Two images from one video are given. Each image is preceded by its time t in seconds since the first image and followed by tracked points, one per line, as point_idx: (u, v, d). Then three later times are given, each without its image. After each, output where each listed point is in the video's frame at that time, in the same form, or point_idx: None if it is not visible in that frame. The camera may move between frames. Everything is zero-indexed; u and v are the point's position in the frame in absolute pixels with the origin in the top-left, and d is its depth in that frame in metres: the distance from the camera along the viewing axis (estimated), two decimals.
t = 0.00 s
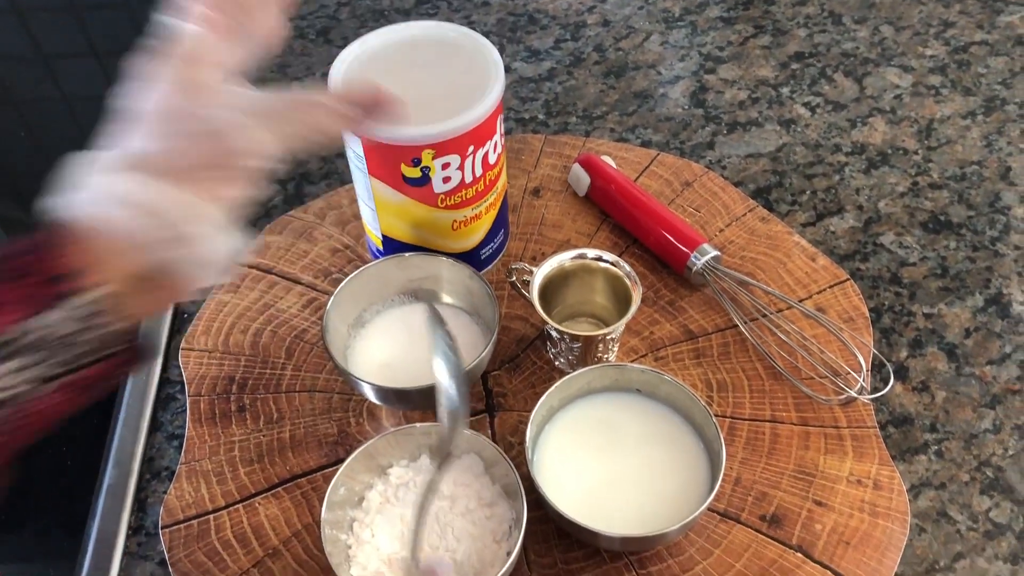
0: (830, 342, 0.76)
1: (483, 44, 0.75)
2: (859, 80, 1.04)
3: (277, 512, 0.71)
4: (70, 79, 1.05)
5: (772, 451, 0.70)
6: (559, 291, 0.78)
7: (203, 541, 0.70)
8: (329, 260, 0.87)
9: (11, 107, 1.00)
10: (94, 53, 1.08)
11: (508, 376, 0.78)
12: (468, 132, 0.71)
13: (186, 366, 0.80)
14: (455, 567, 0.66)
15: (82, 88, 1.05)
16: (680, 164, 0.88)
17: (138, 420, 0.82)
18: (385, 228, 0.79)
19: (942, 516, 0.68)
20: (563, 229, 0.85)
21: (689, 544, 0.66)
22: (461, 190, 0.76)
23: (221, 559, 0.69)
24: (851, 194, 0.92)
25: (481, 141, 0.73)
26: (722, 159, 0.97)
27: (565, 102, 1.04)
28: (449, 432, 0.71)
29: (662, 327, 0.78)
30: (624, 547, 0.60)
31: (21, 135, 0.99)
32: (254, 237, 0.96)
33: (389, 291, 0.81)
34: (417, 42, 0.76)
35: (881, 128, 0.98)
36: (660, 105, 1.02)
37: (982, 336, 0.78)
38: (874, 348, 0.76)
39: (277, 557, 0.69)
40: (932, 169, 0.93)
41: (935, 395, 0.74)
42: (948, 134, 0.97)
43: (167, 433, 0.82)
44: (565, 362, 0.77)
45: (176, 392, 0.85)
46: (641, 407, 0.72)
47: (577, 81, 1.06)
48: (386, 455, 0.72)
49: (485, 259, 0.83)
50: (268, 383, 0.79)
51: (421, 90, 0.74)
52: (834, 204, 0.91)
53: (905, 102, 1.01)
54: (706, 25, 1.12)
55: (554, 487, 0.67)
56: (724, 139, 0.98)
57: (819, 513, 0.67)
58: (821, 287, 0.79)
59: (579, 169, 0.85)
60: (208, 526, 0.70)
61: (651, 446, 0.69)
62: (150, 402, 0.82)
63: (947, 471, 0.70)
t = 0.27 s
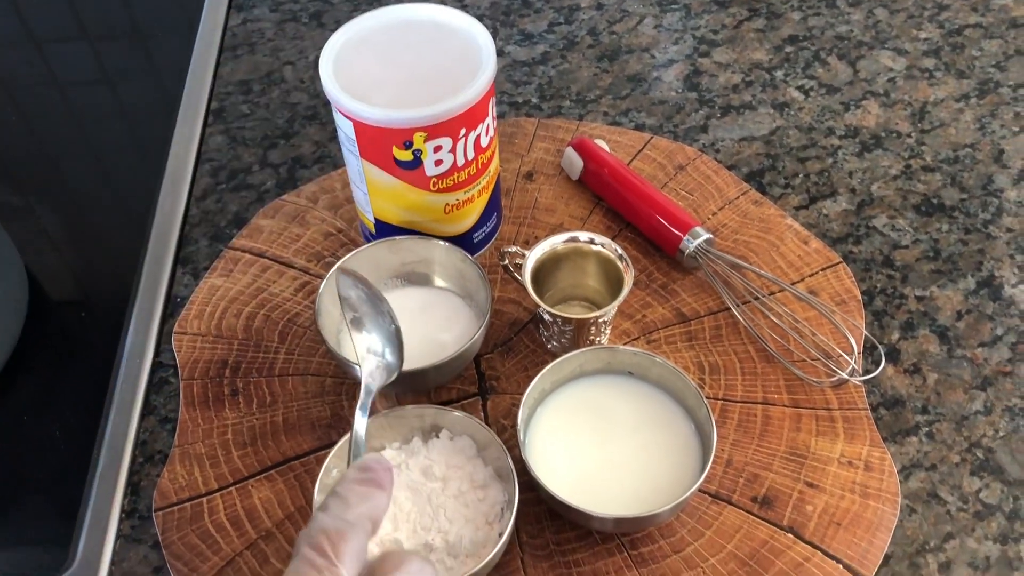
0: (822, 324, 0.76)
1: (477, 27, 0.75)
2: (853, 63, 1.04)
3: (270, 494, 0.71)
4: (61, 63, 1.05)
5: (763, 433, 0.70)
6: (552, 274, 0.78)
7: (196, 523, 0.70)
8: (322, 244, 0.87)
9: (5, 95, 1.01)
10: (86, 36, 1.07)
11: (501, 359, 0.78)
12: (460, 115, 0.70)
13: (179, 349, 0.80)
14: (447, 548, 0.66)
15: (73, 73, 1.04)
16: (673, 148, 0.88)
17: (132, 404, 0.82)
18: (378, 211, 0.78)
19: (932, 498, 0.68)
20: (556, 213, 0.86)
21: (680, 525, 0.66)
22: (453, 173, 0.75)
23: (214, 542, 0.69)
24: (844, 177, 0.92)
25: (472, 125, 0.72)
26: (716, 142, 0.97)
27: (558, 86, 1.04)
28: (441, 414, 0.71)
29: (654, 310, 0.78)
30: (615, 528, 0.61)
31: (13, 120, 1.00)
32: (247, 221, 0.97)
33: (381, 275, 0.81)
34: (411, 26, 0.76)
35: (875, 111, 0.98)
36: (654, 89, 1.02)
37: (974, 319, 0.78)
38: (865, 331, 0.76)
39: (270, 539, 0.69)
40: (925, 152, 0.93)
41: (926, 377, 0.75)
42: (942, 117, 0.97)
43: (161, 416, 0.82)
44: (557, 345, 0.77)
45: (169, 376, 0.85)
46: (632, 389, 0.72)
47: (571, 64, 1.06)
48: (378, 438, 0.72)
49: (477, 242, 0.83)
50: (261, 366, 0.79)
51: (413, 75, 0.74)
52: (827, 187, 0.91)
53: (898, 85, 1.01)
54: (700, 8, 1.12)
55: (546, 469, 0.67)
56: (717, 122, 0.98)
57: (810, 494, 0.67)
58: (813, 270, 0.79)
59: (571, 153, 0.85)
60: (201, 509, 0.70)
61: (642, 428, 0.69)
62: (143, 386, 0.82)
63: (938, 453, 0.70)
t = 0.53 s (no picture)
0: (820, 306, 0.76)
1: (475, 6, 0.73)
2: (852, 44, 1.03)
3: (266, 476, 0.71)
4: (57, 46, 1.04)
5: (761, 415, 0.70)
6: (549, 256, 0.78)
7: (192, 505, 0.69)
8: (318, 226, 0.87)
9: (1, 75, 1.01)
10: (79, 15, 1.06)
11: (498, 341, 0.78)
12: (456, 94, 0.69)
13: (174, 331, 0.80)
14: (444, 528, 0.65)
15: (68, 56, 1.03)
16: (672, 129, 0.88)
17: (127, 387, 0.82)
18: (374, 192, 0.78)
19: (929, 479, 0.68)
20: (553, 194, 0.86)
21: (677, 507, 0.66)
22: (450, 153, 0.74)
23: (210, 523, 0.68)
24: (843, 159, 0.91)
25: (469, 105, 0.71)
26: (714, 124, 0.96)
27: (556, 66, 1.03)
28: (439, 396, 0.70)
29: (652, 292, 0.78)
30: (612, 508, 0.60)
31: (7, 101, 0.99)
32: (242, 202, 0.96)
33: (377, 256, 0.80)
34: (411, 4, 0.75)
35: (874, 92, 0.98)
36: (652, 69, 1.01)
37: (972, 300, 0.78)
38: (863, 313, 0.76)
39: (266, 521, 0.68)
40: (924, 133, 0.93)
41: (925, 359, 0.74)
42: (941, 98, 0.96)
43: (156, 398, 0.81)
44: (554, 327, 0.77)
45: (165, 358, 0.85)
46: (629, 371, 0.71)
47: (569, 45, 1.05)
48: (375, 420, 0.71)
49: (474, 224, 0.82)
50: (257, 348, 0.79)
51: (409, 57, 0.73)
52: (825, 168, 0.90)
53: (898, 66, 1.00)
54: None
55: (542, 450, 0.67)
56: (716, 103, 0.98)
57: (807, 476, 0.67)
58: (811, 252, 0.79)
59: (570, 133, 0.85)
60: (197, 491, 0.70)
61: (640, 409, 0.69)
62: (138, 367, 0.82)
63: (935, 434, 0.70)
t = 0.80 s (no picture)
0: (817, 289, 0.75)
1: None
2: (851, 26, 1.02)
3: (261, 459, 0.71)
4: (52, 31, 1.06)
5: (758, 397, 0.70)
6: (546, 239, 0.77)
7: (186, 488, 0.69)
8: (313, 208, 0.87)
9: None
10: None
11: (494, 325, 0.77)
12: (452, 75, 0.69)
13: (169, 314, 0.79)
14: (439, 511, 0.64)
15: (66, 41, 1.05)
16: (670, 111, 0.88)
17: (122, 368, 0.81)
18: (369, 174, 0.77)
19: (926, 462, 0.68)
20: (550, 176, 0.86)
21: (673, 490, 0.66)
22: (446, 135, 0.73)
23: (205, 506, 0.68)
24: (841, 142, 0.90)
25: (463, 87, 0.70)
26: (713, 106, 0.95)
27: (553, 48, 1.02)
28: (434, 378, 0.69)
29: (649, 275, 0.78)
30: (608, 491, 0.60)
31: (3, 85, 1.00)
32: (237, 184, 0.95)
33: (372, 239, 0.80)
34: None
35: (873, 74, 0.97)
36: (650, 51, 1.01)
37: (971, 284, 0.78)
38: (861, 296, 0.76)
39: (261, 504, 0.68)
40: (924, 116, 0.92)
41: (922, 342, 0.74)
42: (941, 80, 0.96)
43: (150, 381, 0.81)
44: (551, 311, 0.76)
45: (159, 340, 0.84)
46: (625, 355, 0.71)
47: (566, 26, 1.04)
48: (369, 403, 0.71)
49: (470, 207, 0.82)
50: (252, 331, 0.78)
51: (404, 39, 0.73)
52: (824, 151, 0.90)
53: (898, 49, 0.99)
54: None
55: (538, 433, 0.66)
56: (714, 85, 0.97)
57: (804, 459, 0.67)
58: (809, 235, 0.78)
59: (567, 115, 0.85)
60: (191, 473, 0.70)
61: (635, 392, 0.69)
62: (133, 348, 0.82)
63: (933, 417, 0.70)
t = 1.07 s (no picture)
0: (813, 275, 0.76)
1: None
2: (849, 11, 1.02)
3: (258, 443, 0.71)
4: (51, 18, 1.06)
5: (752, 382, 0.70)
6: (542, 224, 0.78)
7: (184, 472, 0.69)
8: (310, 194, 0.87)
9: None
10: None
11: (490, 310, 0.78)
12: (448, 59, 0.68)
13: (166, 299, 0.80)
14: (435, 495, 0.64)
15: (64, 28, 1.05)
16: (666, 97, 0.88)
17: (120, 352, 0.81)
18: (366, 159, 0.77)
19: (919, 447, 0.68)
20: (547, 162, 0.86)
21: (667, 474, 0.66)
22: (442, 120, 0.73)
23: (202, 490, 0.68)
24: (838, 127, 0.90)
25: (459, 72, 0.70)
26: (710, 92, 0.95)
27: (551, 33, 1.02)
28: (431, 363, 0.69)
29: (645, 261, 0.78)
30: (602, 475, 0.60)
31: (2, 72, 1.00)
32: (234, 169, 0.95)
33: (368, 225, 0.80)
34: None
35: (870, 60, 0.97)
36: (648, 37, 1.00)
37: (966, 270, 0.78)
38: (856, 282, 0.76)
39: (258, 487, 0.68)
40: (921, 102, 0.92)
41: (917, 327, 0.74)
42: (938, 66, 0.95)
43: (148, 365, 0.81)
44: (547, 296, 0.76)
45: (157, 325, 0.84)
46: (621, 340, 0.71)
47: (564, 12, 1.04)
48: (366, 386, 0.70)
49: (467, 192, 0.82)
50: (249, 316, 0.79)
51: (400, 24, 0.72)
52: (820, 136, 0.90)
53: (895, 34, 0.99)
54: None
55: (533, 417, 0.66)
56: (711, 71, 0.97)
57: (798, 443, 0.67)
58: (805, 220, 0.79)
59: (563, 101, 0.85)
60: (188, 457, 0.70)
61: (631, 377, 0.69)
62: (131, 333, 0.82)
63: (926, 402, 0.70)
